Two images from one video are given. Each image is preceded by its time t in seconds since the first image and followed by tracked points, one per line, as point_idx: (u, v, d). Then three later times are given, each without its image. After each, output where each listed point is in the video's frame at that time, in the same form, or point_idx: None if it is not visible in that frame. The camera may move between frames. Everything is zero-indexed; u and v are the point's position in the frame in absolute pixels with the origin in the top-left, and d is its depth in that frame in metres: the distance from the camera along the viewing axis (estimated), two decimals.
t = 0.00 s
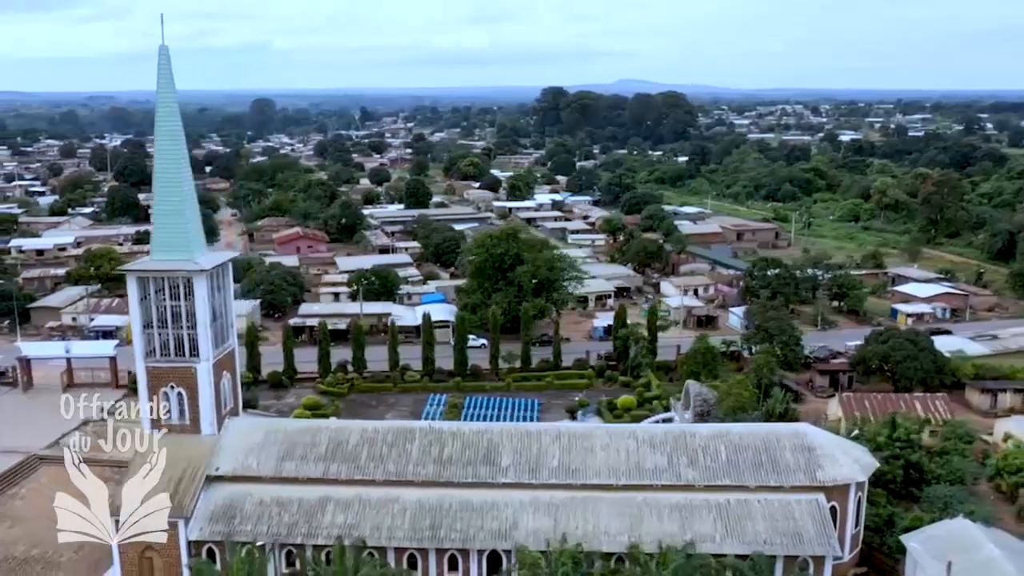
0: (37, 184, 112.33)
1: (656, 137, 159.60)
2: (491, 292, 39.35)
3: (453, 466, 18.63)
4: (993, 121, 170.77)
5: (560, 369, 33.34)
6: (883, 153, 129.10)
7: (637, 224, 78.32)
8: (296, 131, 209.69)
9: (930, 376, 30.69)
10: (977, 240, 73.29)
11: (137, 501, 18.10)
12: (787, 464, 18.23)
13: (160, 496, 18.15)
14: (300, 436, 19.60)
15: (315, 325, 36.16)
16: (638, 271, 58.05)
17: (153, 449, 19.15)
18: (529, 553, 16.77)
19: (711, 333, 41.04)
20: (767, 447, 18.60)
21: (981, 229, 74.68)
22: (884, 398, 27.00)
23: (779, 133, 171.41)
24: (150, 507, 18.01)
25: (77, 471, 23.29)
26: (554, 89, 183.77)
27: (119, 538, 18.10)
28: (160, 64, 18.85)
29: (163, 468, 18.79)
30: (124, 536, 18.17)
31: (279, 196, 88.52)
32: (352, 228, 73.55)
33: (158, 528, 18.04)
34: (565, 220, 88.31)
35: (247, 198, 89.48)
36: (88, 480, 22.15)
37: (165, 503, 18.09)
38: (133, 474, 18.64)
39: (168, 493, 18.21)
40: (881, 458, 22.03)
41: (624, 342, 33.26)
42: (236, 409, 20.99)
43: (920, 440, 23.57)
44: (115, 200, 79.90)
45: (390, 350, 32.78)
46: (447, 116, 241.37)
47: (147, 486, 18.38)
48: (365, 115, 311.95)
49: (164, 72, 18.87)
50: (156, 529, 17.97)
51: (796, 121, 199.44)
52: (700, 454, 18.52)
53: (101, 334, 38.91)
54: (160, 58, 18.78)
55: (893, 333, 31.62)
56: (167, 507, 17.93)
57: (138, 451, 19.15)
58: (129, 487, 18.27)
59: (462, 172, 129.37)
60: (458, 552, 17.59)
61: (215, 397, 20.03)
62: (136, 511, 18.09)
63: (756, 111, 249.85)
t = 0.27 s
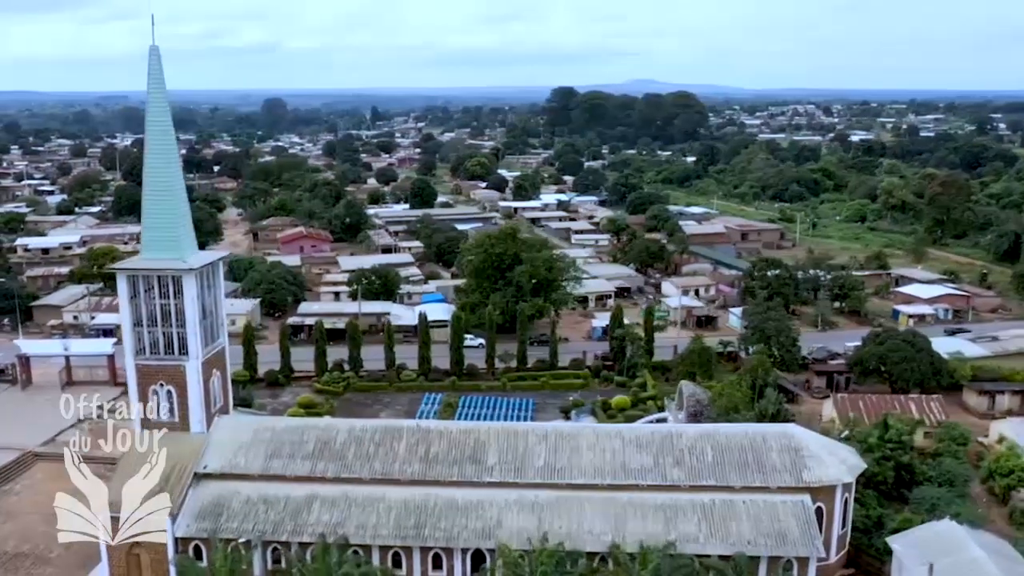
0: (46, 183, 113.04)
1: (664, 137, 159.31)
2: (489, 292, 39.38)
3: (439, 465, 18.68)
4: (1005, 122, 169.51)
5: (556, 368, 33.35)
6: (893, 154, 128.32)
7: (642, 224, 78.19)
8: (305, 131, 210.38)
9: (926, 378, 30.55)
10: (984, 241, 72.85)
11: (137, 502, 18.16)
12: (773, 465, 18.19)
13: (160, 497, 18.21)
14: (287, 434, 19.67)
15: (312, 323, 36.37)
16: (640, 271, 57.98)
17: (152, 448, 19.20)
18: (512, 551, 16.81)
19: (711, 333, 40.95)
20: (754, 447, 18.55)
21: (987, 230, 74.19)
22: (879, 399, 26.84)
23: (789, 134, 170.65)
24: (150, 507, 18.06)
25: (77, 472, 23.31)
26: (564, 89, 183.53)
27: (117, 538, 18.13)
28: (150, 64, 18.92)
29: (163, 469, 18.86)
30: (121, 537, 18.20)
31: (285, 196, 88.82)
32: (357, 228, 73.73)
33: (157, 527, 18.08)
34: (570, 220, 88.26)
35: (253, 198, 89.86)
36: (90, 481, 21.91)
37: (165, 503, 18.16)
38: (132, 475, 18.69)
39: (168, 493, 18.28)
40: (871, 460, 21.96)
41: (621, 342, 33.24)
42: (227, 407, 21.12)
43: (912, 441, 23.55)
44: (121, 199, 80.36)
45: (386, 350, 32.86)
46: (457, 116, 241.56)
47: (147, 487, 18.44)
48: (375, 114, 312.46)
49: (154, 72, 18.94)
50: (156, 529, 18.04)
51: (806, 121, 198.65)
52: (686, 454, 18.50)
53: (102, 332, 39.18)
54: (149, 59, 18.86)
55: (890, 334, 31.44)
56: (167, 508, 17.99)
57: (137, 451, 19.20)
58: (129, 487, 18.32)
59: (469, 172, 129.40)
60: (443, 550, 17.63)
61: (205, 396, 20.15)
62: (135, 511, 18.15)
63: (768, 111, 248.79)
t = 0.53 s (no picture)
0: (55, 182, 113.73)
1: (671, 137, 159.03)
2: (487, 292, 39.41)
3: (425, 464, 18.72)
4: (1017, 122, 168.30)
5: (552, 368, 33.37)
6: (901, 154, 127.63)
7: (646, 224, 78.08)
8: (314, 131, 210.85)
9: (923, 379, 30.40)
10: (990, 242, 72.47)
11: (138, 502, 18.26)
12: (760, 465, 18.15)
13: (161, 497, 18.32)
14: (276, 432, 19.74)
15: (310, 322, 36.46)
16: (642, 271, 57.91)
17: (152, 448, 19.27)
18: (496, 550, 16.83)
19: (710, 333, 40.85)
20: (741, 448, 18.52)
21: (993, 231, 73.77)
22: (873, 399, 26.71)
23: (798, 134, 169.97)
24: (150, 507, 18.18)
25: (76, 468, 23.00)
26: (574, 89, 183.30)
27: (116, 537, 18.22)
28: (141, 65, 19.06)
29: (163, 469, 18.93)
30: (120, 537, 18.28)
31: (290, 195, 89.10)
32: (360, 228, 73.89)
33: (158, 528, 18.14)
34: (575, 220, 88.22)
35: (259, 197, 90.14)
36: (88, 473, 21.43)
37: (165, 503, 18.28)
38: (133, 474, 18.78)
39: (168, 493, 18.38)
40: (862, 461, 21.89)
41: (617, 343, 33.22)
42: (217, 405, 21.20)
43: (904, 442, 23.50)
44: (127, 198, 80.70)
45: (382, 349, 32.95)
46: (465, 116, 241.70)
47: (147, 487, 18.55)
48: (384, 114, 312.85)
49: (145, 72, 19.08)
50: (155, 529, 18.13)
51: (816, 121, 197.64)
52: (672, 454, 18.48)
53: (102, 331, 39.35)
54: (140, 59, 18.99)
55: (887, 335, 31.28)
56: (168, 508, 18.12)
57: (137, 450, 19.27)
58: (130, 487, 18.44)
59: (475, 172, 129.45)
60: (428, 548, 17.68)
61: (195, 394, 20.22)
62: (135, 511, 18.26)
63: (778, 111, 247.85)
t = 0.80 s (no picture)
0: (63, 182, 114.31)
1: (679, 137, 158.60)
2: (486, 292, 39.45)
3: (412, 463, 18.78)
4: None
5: (549, 368, 33.40)
6: (910, 155, 126.88)
7: (650, 224, 77.95)
8: (323, 131, 211.22)
9: (920, 380, 30.27)
10: (995, 243, 72.00)
11: (138, 502, 18.37)
12: (746, 466, 18.12)
13: (162, 497, 18.41)
14: (265, 430, 19.83)
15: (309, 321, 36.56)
16: (643, 271, 57.84)
17: (153, 448, 19.37)
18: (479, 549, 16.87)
19: (709, 334, 40.76)
20: (728, 448, 18.49)
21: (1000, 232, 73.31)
22: (868, 401, 26.65)
23: (807, 134, 169.23)
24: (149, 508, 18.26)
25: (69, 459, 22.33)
26: (583, 89, 183.05)
27: (116, 538, 18.39)
28: (130, 66, 19.17)
29: (163, 469, 19.01)
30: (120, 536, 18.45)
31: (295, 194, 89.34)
32: (363, 227, 74.02)
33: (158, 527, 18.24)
34: (579, 220, 88.10)
35: (264, 197, 90.42)
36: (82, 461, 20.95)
37: (165, 503, 18.39)
38: (133, 474, 18.89)
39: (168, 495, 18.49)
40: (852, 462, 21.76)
41: (614, 343, 33.18)
42: (207, 404, 21.30)
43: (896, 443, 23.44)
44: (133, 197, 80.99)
45: (379, 348, 33.03)
46: (474, 116, 241.62)
47: (147, 487, 18.66)
48: (393, 113, 312.98)
49: (134, 72, 19.18)
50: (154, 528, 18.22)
51: (826, 121, 196.71)
52: (658, 454, 18.47)
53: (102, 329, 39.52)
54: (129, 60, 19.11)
55: (884, 336, 31.15)
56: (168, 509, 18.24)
57: (137, 450, 19.40)
58: (130, 487, 18.54)
59: (482, 172, 129.42)
60: (413, 547, 17.74)
61: (184, 392, 20.31)
62: (135, 511, 18.40)
63: (788, 111, 246.75)
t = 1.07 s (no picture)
0: (72, 181, 114.95)
1: (688, 137, 158.08)
2: (484, 291, 39.50)
3: (399, 461, 18.83)
4: None
5: (545, 368, 33.43)
6: (920, 155, 126.11)
7: (654, 224, 77.77)
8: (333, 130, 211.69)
9: (916, 381, 30.10)
10: (1002, 244, 71.46)
11: (137, 501, 18.46)
12: (731, 466, 18.08)
13: (161, 496, 18.47)
14: (253, 428, 19.90)
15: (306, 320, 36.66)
16: (645, 271, 57.79)
17: (153, 450, 19.54)
18: (461, 547, 16.89)
19: (708, 334, 40.64)
20: (714, 448, 18.46)
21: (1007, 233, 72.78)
22: (861, 402, 26.58)
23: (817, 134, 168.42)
24: (148, 508, 18.30)
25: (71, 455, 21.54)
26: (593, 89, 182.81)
27: (115, 537, 18.51)
28: (121, 66, 19.09)
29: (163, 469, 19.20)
30: (119, 536, 18.56)
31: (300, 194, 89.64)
32: (367, 226, 74.17)
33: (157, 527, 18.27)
34: (584, 220, 87.97)
35: (269, 196, 90.73)
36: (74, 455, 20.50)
37: (165, 503, 18.47)
38: (133, 474, 19.02)
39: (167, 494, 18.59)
40: (843, 464, 21.66)
41: (609, 343, 33.16)
42: (198, 401, 21.33)
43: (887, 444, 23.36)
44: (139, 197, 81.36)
45: (375, 346, 33.12)
46: (483, 116, 241.50)
47: (147, 487, 18.79)
48: (416, 113, 311.17)
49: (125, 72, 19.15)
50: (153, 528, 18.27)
51: (837, 121, 195.80)
52: (644, 454, 18.45)
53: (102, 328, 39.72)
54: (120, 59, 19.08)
55: (880, 337, 31.00)
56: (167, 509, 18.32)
57: (137, 451, 19.58)
58: (130, 487, 18.65)
59: (488, 172, 129.43)
60: (397, 545, 17.79)
61: (174, 389, 20.31)
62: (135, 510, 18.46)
63: (800, 111, 245.59)
